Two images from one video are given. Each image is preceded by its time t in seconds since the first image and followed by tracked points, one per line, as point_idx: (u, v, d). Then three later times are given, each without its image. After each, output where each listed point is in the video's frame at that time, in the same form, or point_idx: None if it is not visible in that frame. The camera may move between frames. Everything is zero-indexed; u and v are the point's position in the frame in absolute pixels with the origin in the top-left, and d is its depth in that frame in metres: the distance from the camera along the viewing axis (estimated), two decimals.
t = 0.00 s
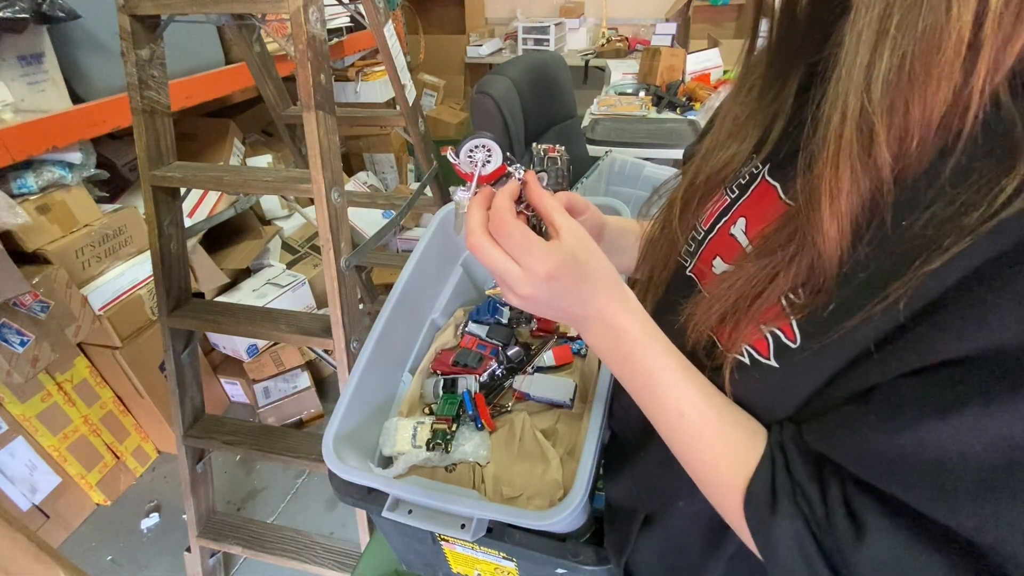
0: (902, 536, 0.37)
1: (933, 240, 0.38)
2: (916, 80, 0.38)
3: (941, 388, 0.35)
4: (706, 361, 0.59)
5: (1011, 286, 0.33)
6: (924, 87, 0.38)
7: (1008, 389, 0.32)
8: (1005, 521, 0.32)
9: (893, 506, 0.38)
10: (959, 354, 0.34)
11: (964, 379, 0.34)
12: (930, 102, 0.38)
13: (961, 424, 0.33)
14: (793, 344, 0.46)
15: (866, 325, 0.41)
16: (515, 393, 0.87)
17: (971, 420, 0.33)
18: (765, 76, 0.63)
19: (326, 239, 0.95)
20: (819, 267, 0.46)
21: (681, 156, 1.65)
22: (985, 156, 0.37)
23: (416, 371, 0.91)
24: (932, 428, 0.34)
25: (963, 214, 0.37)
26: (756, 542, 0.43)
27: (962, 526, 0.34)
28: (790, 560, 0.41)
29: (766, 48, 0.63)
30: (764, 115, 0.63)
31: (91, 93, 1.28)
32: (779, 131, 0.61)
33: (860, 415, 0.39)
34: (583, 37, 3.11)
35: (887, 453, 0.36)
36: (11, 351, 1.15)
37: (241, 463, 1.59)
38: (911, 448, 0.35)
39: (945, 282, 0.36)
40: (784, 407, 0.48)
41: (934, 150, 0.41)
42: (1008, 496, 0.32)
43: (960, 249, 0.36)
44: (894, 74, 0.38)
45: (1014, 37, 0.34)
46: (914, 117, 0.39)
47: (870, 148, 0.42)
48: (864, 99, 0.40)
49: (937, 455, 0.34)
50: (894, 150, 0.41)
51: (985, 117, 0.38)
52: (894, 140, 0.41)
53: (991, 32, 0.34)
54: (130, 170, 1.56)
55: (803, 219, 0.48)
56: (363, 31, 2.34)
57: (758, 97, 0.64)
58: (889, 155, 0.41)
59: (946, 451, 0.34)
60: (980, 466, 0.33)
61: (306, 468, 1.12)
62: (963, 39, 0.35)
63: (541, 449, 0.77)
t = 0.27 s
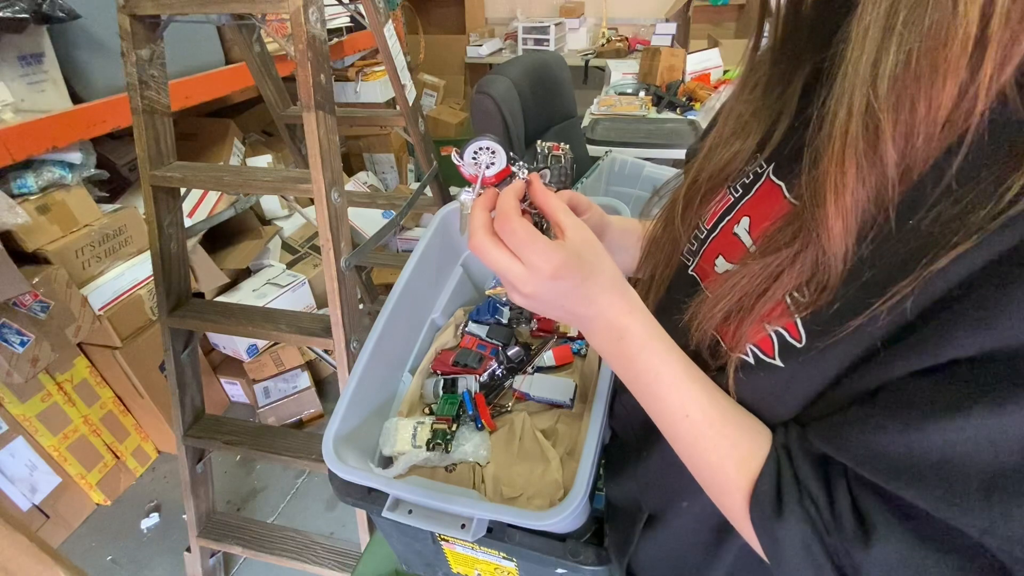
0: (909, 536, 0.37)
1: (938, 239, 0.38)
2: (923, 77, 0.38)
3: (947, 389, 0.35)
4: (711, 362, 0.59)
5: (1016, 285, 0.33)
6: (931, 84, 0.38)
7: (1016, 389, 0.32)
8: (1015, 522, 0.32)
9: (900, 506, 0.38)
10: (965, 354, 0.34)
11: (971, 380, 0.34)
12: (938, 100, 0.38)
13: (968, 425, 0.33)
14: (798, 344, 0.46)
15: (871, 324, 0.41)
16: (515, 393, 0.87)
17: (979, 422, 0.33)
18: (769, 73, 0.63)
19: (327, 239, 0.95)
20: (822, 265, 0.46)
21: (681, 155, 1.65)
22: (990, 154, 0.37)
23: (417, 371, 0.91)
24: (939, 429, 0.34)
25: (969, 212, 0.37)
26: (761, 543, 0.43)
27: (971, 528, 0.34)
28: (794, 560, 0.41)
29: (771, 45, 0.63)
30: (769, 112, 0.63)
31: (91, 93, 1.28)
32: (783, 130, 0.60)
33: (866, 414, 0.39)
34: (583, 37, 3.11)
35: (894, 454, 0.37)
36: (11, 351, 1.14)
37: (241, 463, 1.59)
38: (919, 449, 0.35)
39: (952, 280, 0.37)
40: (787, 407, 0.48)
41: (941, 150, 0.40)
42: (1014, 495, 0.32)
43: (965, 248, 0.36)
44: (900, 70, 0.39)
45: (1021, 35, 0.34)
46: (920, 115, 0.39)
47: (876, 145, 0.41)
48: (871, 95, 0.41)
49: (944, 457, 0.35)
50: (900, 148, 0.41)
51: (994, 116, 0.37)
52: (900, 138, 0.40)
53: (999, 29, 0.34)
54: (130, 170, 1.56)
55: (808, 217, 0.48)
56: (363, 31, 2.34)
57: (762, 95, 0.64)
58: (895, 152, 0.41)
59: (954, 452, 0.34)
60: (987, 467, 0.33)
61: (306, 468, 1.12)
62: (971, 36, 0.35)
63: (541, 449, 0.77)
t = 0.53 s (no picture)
0: (905, 529, 0.37)
1: (938, 234, 0.38)
2: (923, 73, 0.38)
3: (942, 380, 0.35)
4: (710, 356, 0.59)
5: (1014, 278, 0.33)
6: (930, 81, 0.38)
7: (1010, 379, 0.32)
8: (1008, 512, 0.32)
9: (895, 499, 0.37)
10: (962, 347, 0.34)
11: (965, 371, 0.34)
12: (939, 96, 0.38)
13: (963, 417, 0.33)
14: (797, 338, 0.46)
15: (871, 318, 0.41)
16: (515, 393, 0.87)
17: (973, 412, 0.33)
18: (773, 70, 0.63)
19: (327, 238, 0.95)
20: (822, 259, 0.47)
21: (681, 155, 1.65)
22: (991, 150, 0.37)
23: (416, 371, 0.91)
24: (934, 421, 0.34)
25: (968, 207, 0.37)
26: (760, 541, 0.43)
27: (963, 519, 0.33)
28: (793, 557, 0.41)
29: (774, 43, 0.63)
30: (772, 109, 0.63)
31: (91, 93, 1.27)
32: (786, 127, 0.60)
33: (861, 407, 0.38)
34: (583, 38, 3.11)
35: (888, 446, 0.36)
36: (11, 351, 1.14)
37: (241, 463, 1.59)
38: (913, 441, 0.35)
39: (950, 274, 0.37)
40: (786, 403, 0.48)
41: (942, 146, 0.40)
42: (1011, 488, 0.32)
43: (963, 242, 0.36)
44: (900, 66, 0.39)
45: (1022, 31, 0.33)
46: (921, 112, 0.39)
47: (875, 142, 0.42)
48: (871, 92, 0.41)
49: (938, 447, 0.34)
50: (900, 144, 0.41)
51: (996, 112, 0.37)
52: (900, 135, 0.40)
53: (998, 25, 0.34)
54: (130, 170, 1.56)
55: (808, 211, 0.48)
56: (363, 32, 2.34)
57: (766, 92, 0.64)
58: (895, 148, 0.41)
59: (948, 443, 0.34)
60: (982, 458, 0.33)
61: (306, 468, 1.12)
62: (970, 32, 0.35)
63: (541, 449, 0.77)
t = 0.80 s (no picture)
0: (904, 525, 0.37)
1: (936, 231, 0.39)
2: (920, 76, 0.38)
3: (942, 376, 0.35)
4: (709, 355, 0.59)
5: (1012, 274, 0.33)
6: (927, 83, 0.38)
7: (1009, 374, 0.32)
8: (1007, 507, 0.32)
9: (895, 496, 0.37)
10: (960, 344, 0.34)
11: (964, 367, 0.34)
12: (936, 98, 0.38)
13: (964, 412, 0.33)
14: (798, 336, 0.47)
15: (869, 316, 0.41)
16: (515, 393, 0.87)
17: (972, 407, 0.33)
18: (774, 69, 0.63)
19: (326, 238, 0.95)
20: (822, 259, 0.47)
21: (681, 156, 1.65)
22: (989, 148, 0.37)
23: (416, 371, 0.91)
24: (934, 417, 0.34)
25: (966, 205, 0.37)
26: (761, 539, 0.43)
27: (962, 514, 0.33)
28: (793, 555, 0.41)
29: (775, 42, 0.63)
30: (773, 109, 0.63)
31: (91, 93, 1.28)
32: (786, 126, 0.60)
33: (862, 403, 0.38)
34: (584, 37, 3.11)
35: (887, 442, 0.36)
36: (11, 351, 1.14)
37: (241, 463, 1.59)
38: (913, 437, 0.35)
39: (949, 272, 0.37)
40: (786, 402, 0.48)
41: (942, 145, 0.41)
42: (1011, 483, 0.32)
43: (961, 239, 0.36)
44: (898, 68, 0.39)
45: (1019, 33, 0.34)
46: (918, 114, 0.39)
47: (873, 143, 0.42)
48: (869, 93, 0.41)
49: (939, 443, 0.34)
50: (899, 145, 0.41)
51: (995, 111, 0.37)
52: (898, 136, 0.40)
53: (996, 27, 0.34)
54: (130, 170, 1.57)
55: (808, 212, 0.48)
56: (363, 32, 2.34)
57: (766, 91, 0.64)
58: (894, 150, 0.41)
59: (948, 439, 0.34)
60: (982, 453, 0.33)
61: (306, 468, 1.12)
62: (966, 34, 0.35)
63: (541, 449, 0.77)
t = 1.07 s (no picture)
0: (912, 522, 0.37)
1: (940, 229, 0.39)
2: (926, 75, 0.37)
3: (949, 373, 0.35)
4: (711, 355, 0.59)
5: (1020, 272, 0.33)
6: (932, 83, 0.37)
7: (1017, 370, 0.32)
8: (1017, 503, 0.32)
9: (902, 494, 0.38)
10: (968, 339, 0.35)
11: (971, 364, 0.34)
12: (940, 98, 0.38)
13: (972, 408, 0.33)
14: (801, 335, 0.47)
15: (874, 314, 0.41)
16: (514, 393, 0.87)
17: (981, 404, 0.33)
18: (774, 70, 0.63)
19: (326, 238, 0.95)
20: (829, 261, 0.46)
21: (682, 155, 1.65)
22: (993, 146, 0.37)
23: (416, 371, 0.91)
24: (942, 414, 0.34)
25: (970, 203, 0.37)
26: (766, 537, 0.43)
27: (973, 511, 0.33)
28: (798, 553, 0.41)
29: (775, 42, 0.63)
30: (773, 109, 0.63)
31: (91, 93, 1.28)
32: (787, 125, 0.61)
33: (868, 401, 0.38)
34: (584, 37, 3.11)
35: (895, 439, 0.36)
36: (11, 351, 1.14)
37: (241, 463, 1.59)
38: (921, 434, 0.35)
39: (954, 269, 0.37)
40: (789, 400, 0.48)
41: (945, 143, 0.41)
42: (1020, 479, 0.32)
43: (966, 236, 0.37)
44: (903, 69, 0.38)
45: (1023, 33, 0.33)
46: (923, 114, 0.39)
47: (877, 143, 0.41)
48: (874, 93, 0.41)
49: (947, 440, 0.34)
50: (903, 146, 0.41)
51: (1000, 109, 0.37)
52: (903, 136, 0.40)
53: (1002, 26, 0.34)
54: (130, 170, 1.57)
55: (812, 212, 0.48)
56: (363, 31, 2.34)
57: (766, 92, 0.64)
58: (899, 150, 0.41)
59: (957, 436, 0.34)
60: (990, 450, 0.33)
61: (306, 468, 1.12)
62: (972, 34, 0.35)
63: (541, 449, 0.77)
